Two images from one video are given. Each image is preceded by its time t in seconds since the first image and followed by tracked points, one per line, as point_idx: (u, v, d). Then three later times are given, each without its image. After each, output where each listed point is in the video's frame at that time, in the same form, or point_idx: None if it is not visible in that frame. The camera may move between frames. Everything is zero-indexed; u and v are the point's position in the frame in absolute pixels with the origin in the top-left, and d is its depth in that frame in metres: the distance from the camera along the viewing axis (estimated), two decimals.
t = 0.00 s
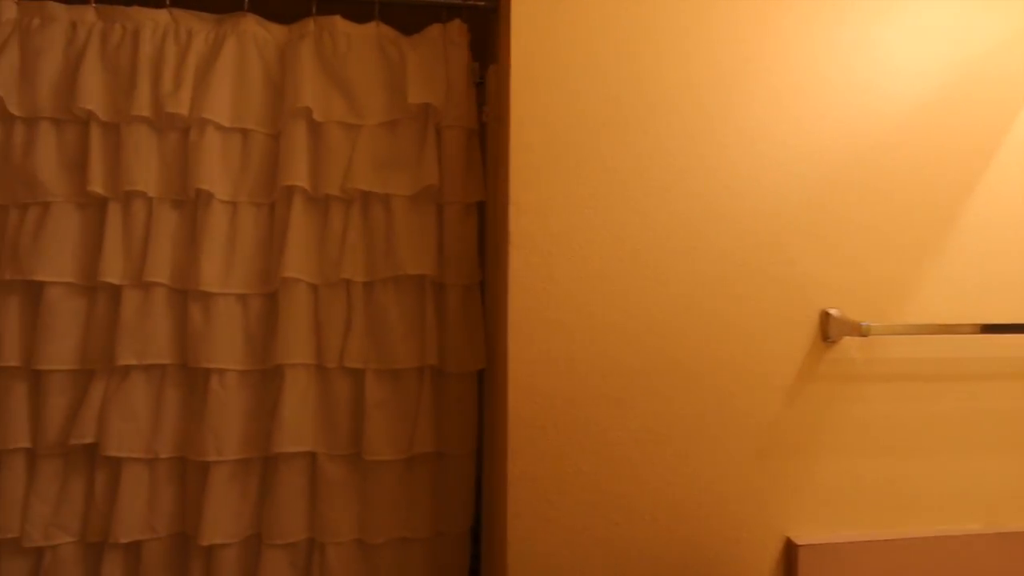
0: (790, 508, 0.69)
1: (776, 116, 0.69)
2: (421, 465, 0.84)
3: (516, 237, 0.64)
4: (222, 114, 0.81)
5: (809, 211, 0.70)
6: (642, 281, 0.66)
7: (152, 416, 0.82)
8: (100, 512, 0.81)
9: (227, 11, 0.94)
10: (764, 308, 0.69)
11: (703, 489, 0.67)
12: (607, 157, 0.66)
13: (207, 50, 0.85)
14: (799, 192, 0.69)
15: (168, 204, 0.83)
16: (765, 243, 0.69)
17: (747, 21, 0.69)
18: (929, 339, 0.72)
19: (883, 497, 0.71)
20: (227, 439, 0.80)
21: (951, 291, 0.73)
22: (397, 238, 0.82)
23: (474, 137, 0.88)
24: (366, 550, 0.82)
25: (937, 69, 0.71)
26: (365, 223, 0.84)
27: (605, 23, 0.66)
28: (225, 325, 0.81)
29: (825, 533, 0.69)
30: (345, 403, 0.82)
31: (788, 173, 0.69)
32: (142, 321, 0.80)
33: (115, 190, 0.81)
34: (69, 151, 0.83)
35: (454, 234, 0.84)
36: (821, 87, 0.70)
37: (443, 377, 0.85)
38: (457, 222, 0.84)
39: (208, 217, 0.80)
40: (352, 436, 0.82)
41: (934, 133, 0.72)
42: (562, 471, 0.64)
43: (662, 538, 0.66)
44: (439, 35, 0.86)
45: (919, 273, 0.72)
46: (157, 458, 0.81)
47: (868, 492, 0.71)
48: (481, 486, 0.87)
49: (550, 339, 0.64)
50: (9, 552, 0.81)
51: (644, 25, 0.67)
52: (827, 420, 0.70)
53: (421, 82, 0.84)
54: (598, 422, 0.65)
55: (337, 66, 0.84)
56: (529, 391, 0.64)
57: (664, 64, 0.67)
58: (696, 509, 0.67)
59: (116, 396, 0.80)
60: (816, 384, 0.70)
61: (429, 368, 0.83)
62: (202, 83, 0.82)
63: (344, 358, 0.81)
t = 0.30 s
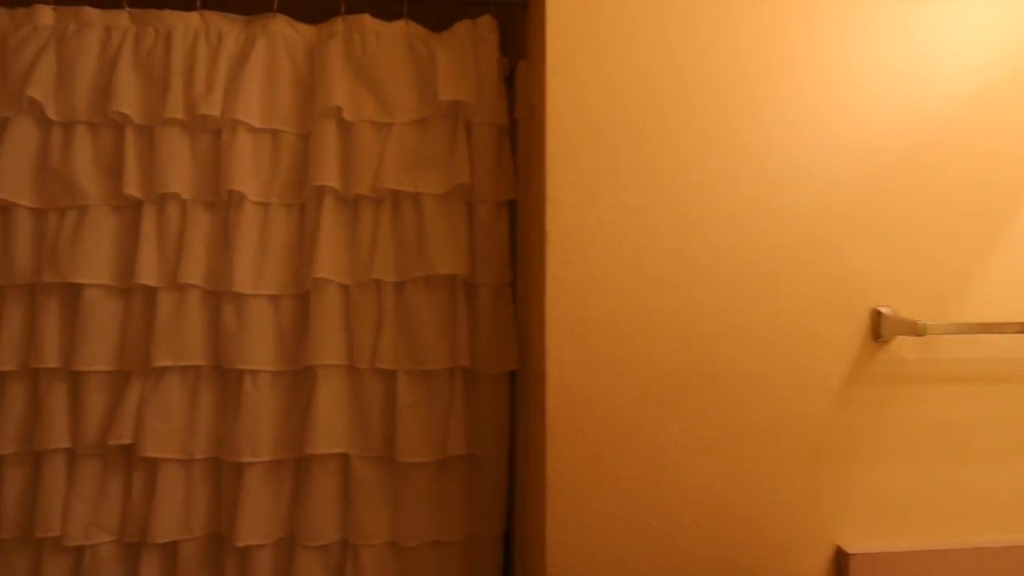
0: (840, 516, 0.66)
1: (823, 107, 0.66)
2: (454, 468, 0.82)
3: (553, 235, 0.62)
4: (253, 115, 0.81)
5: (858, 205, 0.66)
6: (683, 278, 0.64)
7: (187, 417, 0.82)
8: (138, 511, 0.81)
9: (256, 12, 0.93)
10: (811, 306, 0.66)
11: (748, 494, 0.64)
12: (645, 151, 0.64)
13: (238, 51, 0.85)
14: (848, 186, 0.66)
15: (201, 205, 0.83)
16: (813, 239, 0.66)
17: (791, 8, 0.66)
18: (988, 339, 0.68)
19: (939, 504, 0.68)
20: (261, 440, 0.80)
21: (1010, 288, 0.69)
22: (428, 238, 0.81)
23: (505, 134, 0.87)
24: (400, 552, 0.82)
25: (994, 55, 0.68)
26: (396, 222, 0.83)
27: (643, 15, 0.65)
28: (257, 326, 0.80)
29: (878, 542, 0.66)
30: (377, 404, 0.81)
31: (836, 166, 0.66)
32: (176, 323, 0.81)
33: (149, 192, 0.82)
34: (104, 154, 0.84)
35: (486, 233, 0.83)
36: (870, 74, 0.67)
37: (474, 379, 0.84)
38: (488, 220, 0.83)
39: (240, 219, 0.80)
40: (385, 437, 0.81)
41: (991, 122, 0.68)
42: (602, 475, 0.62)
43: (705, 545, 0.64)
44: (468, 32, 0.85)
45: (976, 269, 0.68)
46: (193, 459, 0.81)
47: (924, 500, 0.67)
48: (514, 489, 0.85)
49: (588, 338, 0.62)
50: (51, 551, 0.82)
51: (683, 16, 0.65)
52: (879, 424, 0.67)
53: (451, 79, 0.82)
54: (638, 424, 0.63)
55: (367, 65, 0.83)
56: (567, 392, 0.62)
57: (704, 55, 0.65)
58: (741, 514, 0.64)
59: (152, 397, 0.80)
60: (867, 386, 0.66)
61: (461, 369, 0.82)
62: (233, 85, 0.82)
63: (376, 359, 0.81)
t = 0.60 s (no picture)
0: (900, 524, 0.63)
1: (877, 95, 0.63)
2: (492, 469, 0.81)
3: (595, 232, 0.61)
4: (290, 116, 0.82)
5: (917, 196, 0.63)
6: (733, 273, 0.61)
7: (228, 416, 0.83)
8: (182, 508, 0.83)
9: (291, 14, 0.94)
10: (867, 304, 0.63)
11: (802, 500, 0.62)
12: (692, 143, 0.62)
13: (274, 53, 0.85)
14: (906, 177, 0.63)
15: (240, 207, 0.84)
16: (868, 233, 0.62)
17: None
18: None
19: (1008, 513, 0.63)
20: (300, 440, 0.80)
21: None
22: (464, 236, 0.80)
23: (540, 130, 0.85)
24: (438, 553, 0.81)
25: None
26: (431, 221, 0.83)
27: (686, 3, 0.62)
28: (295, 326, 0.81)
29: (941, 552, 0.63)
30: (414, 404, 0.81)
31: (893, 156, 0.63)
32: (217, 323, 0.82)
33: (190, 195, 0.83)
34: (147, 158, 0.85)
35: (522, 231, 0.81)
36: (928, 58, 0.63)
37: (511, 379, 0.83)
38: (524, 218, 0.81)
39: (278, 219, 0.81)
40: (422, 437, 0.81)
41: None
42: (649, 479, 0.60)
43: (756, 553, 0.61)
44: (502, 27, 0.83)
45: None
46: (235, 458, 0.82)
47: (991, 509, 0.63)
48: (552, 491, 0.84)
49: (634, 336, 0.60)
50: (100, 546, 0.84)
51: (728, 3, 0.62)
52: (941, 428, 0.63)
53: (486, 75, 0.81)
54: (686, 427, 0.61)
55: (401, 63, 0.82)
56: (613, 393, 0.60)
57: (751, 43, 0.62)
58: (793, 521, 0.61)
59: (195, 397, 0.82)
60: (928, 387, 0.63)
61: (498, 369, 0.81)
62: (270, 86, 0.82)
63: (413, 359, 0.80)
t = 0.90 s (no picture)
0: (983, 544, 0.57)
1: (962, 70, 0.56)
2: (535, 471, 0.80)
3: (642, 228, 0.58)
4: (332, 117, 0.82)
5: (1008, 182, 0.56)
6: (794, 271, 0.57)
7: (275, 414, 0.84)
8: (232, 503, 0.85)
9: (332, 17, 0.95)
10: (947, 303, 0.57)
11: (871, 516, 0.57)
12: (749, 131, 0.57)
13: (316, 55, 0.86)
14: (994, 161, 0.56)
15: (285, 208, 0.85)
16: (949, 225, 0.57)
17: None
18: None
19: None
20: (344, 440, 0.80)
21: None
22: (505, 235, 0.78)
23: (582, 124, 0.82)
24: (480, 556, 0.80)
25: None
26: (472, 220, 0.82)
27: None
28: (339, 327, 0.81)
29: None
30: (456, 406, 0.80)
31: (979, 139, 0.56)
32: (264, 323, 0.83)
33: (237, 197, 0.85)
34: (198, 162, 0.87)
35: (564, 228, 0.79)
36: None
37: (553, 380, 0.81)
38: (567, 215, 0.79)
39: (321, 220, 0.81)
40: (464, 438, 0.80)
41: None
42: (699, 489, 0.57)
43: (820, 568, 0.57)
44: (543, 19, 0.81)
45: None
46: (281, 455, 0.83)
47: None
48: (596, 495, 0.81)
49: (685, 337, 0.57)
50: (156, 539, 0.87)
51: None
52: None
53: (526, 68, 0.79)
54: (742, 435, 0.57)
55: (441, 61, 0.82)
56: (662, 397, 0.57)
57: (815, 19, 0.57)
58: (861, 536, 0.57)
59: (243, 395, 0.83)
60: (1018, 395, 0.57)
61: (540, 370, 0.79)
62: (313, 88, 0.83)
63: (454, 359, 0.79)
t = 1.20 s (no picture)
0: None
1: None
2: (577, 477, 0.78)
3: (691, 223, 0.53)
4: (375, 119, 0.83)
5: None
6: (867, 279, 0.50)
7: (319, 412, 0.86)
8: (279, 499, 0.87)
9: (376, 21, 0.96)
10: None
11: (958, 559, 0.50)
12: (819, 117, 0.51)
13: (359, 58, 0.87)
14: None
15: (330, 210, 0.86)
16: None
17: None
18: None
19: None
20: (386, 439, 0.81)
21: None
22: (548, 235, 0.77)
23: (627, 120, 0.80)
24: (521, 561, 0.79)
25: None
26: (514, 220, 0.81)
27: None
28: (382, 327, 0.82)
29: None
30: (497, 408, 0.79)
31: None
32: (309, 323, 0.85)
33: (284, 199, 0.87)
34: (248, 166, 0.90)
35: (609, 228, 0.77)
36: None
37: (597, 384, 0.79)
38: (611, 214, 0.77)
39: (365, 221, 0.82)
40: (505, 442, 0.79)
41: None
42: (756, 527, 0.51)
43: None
44: (586, 14, 0.79)
45: None
46: (325, 453, 0.85)
47: None
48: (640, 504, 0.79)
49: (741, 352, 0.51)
50: (208, 530, 0.90)
51: None
52: None
53: (569, 65, 0.77)
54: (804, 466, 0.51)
55: (482, 60, 0.81)
56: (714, 422, 0.52)
57: None
58: (941, 563, 0.50)
59: (289, 393, 0.85)
60: None
61: (583, 374, 0.77)
62: (356, 90, 0.83)
63: (496, 361, 0.79)
